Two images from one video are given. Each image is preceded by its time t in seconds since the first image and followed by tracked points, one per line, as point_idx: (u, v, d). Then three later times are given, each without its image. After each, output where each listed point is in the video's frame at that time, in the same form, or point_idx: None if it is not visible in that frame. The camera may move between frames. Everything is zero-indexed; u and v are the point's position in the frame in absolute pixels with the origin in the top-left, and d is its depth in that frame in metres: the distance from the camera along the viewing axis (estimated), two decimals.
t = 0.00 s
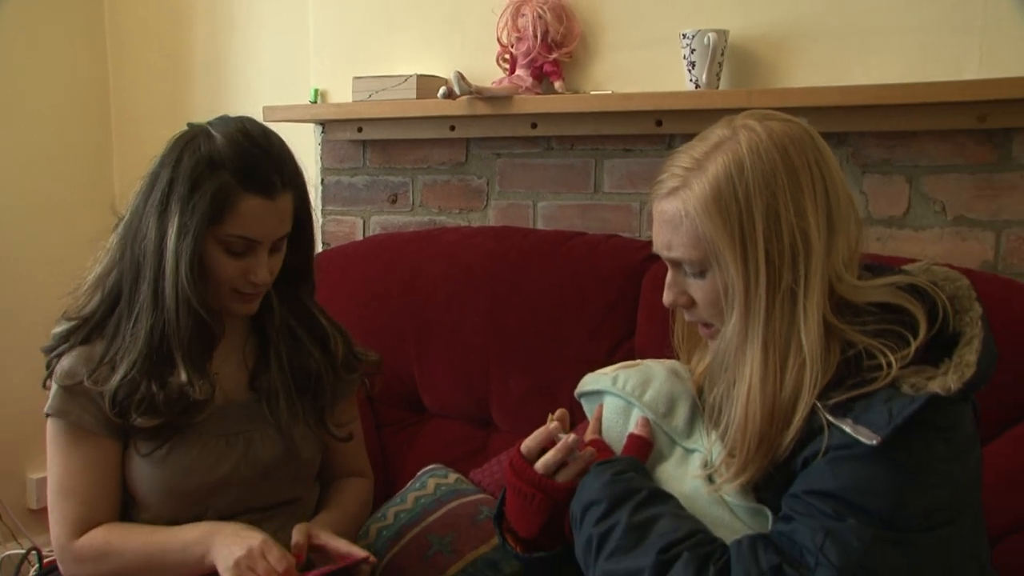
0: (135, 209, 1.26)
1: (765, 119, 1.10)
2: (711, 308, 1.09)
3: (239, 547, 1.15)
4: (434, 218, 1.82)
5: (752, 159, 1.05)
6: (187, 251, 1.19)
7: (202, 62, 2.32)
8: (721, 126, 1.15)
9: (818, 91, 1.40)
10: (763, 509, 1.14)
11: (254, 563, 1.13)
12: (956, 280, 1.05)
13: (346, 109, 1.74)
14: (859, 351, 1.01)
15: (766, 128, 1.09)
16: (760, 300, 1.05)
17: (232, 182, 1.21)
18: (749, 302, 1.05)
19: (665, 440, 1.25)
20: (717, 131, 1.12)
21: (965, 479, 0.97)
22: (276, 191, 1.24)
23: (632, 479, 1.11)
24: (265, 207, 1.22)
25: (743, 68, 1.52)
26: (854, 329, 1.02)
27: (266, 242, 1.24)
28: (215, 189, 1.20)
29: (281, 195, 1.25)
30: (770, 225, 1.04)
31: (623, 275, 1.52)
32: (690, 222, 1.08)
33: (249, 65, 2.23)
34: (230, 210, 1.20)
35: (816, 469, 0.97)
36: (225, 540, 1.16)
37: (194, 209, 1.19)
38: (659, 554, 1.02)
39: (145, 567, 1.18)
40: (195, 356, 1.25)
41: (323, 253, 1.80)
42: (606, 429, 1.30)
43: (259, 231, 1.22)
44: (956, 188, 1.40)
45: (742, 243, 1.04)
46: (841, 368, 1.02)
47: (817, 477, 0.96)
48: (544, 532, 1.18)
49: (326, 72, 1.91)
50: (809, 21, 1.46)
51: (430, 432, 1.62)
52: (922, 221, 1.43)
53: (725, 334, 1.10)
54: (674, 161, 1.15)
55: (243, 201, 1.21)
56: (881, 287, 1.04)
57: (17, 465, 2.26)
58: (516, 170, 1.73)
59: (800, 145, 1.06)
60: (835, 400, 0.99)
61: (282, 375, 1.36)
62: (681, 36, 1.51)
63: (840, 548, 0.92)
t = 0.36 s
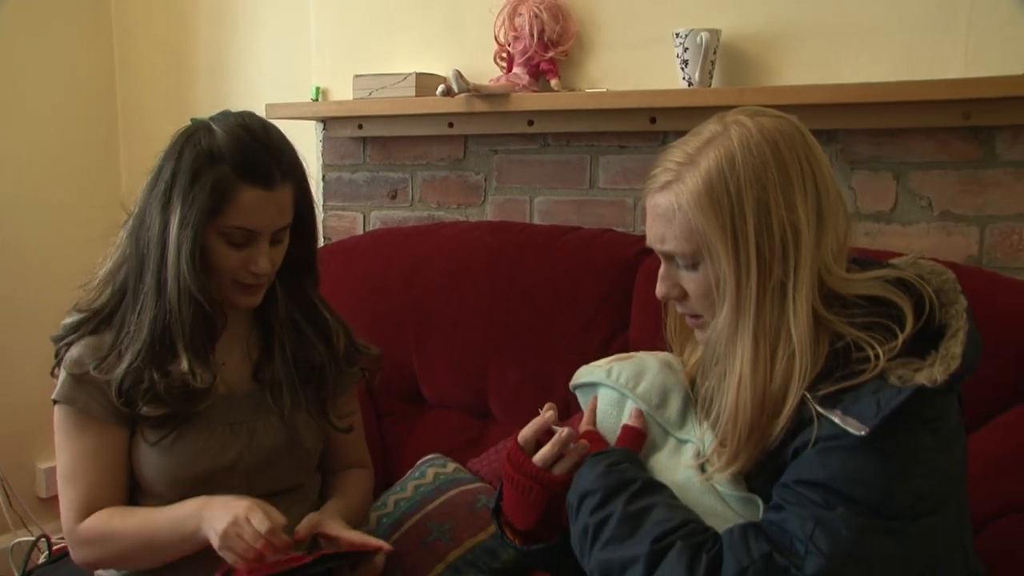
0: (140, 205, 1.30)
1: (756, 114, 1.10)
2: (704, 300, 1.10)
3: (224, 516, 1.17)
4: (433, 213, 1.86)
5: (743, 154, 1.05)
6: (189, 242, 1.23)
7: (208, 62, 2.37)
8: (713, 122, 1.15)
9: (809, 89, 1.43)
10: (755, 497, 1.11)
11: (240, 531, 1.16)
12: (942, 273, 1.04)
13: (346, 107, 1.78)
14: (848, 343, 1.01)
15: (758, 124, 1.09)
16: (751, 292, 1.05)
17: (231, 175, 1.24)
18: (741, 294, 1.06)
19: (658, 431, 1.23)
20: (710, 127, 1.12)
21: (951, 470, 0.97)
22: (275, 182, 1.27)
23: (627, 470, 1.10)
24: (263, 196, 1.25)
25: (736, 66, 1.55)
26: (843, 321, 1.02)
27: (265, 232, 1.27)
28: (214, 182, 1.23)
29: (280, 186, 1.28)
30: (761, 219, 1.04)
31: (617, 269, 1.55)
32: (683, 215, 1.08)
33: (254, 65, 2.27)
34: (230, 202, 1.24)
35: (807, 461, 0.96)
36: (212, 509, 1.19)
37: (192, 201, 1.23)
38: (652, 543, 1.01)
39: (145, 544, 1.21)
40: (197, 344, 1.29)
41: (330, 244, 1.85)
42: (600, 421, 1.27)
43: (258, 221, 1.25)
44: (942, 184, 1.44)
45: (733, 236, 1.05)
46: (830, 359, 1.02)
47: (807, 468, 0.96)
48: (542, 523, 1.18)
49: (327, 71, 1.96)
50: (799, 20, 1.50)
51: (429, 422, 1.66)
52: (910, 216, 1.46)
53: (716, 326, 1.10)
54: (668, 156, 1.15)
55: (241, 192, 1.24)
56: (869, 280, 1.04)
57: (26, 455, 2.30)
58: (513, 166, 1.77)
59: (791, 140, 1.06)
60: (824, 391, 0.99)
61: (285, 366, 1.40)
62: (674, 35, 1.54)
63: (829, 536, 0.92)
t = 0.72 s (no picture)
0: (145, 202, 1.31)
1: (747, 113, 1.11)
2: (696, 295, 1.10)
3: (250, 426, 1.10)
4: (431, 209, 1.92)
5: (735, 151, 1.06)
6: (203, 213, 1.23)
7: (210, 59, 2.41)
8: (703, 121, 1.16)
9: (798, 88, 1.47)
10: (745, 488, 1.11)
11: (274, 441, 1.09)
12: (926, 267, 1.05)
13: (345, 105, 1.83)
14: (835, 336, 1.02)
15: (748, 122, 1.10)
16: (743, 286, 1.06)
17: (233, 140, 1.26)
18: (733, 288, 1.06)
19: (650, 423, 1.24)
20: (701, 125, 1.13)
21: (935, 463, 0.98)
22: (274, 141, 1.30)
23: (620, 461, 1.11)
24: (268, 154, 1.28)
25: (726, 66, 1.59)
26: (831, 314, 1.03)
27: (275, 189, 1.28)
28: (219, 148, 1.25)
29: (279, 145, 1.31)
30: (752, 214, 1.05)
31: (611, 264, 1.58)
32: (676, 212, 1.09)
33: (254, 63, 2.31)
34: (236, 163, 1.25)
35: (797, 453, 0.97)
36: (232, 429, 1.11)
37: (202, 169, 1.24)
38: (645, 533, 1.01)
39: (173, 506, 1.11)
40: (212, 311, 1.26)
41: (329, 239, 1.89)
42: (593, 414, 1.28)
43: (267, 177, 1.27)
44: (925, 181, 1.49)
45: (725, 231, 1.06)
46: (818, 352, 1.03)
47: (797, 460, 0.97)
48: (538, 514, 1.20)
49: (329, 71, 2.03)
50: (787, 21, 1.54)
51: (428, 414, 1.70)
52: (896, 212, 1.52)
53: (709, 320, 1.11)
54: (660, 154, 1.16)
55: (246, 151, 1.26)
56: (855, 275, 1.05)
57: (34, 447, 2.35)
58: (509, 164, 1.81)
59: (781, 138, 1.08)
60: (812, 383, 1.00)
61: (295, 356, 1.39)
62: (666, 35, 1.57)
63: (818, 525, 0.92)
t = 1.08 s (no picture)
0: (127, 188, 1.20)
1: (735, 109, 1.12)
2: (684, 289, 1.10)
3: (399, 382, 0.94)
4: (423, 205, 1.94)
5: (723, 147, 1.07)
6: (210, 196, 1.17)
7: (202, 55, 2.42)
8: (693, 117, 1.17)
9: (785, 85, 1.48)
10: (731, 480, 1.10)
11: (427, 397, 0.93)
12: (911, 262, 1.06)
13: (338, 102, 1.86)
14: (821, 330, 1.03)
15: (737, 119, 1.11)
16: (730, 281, 1.06)
17: (232, 125, 1.21)
18: (720, 282, 1.07)
19: (638, 416, 1.21)
20: (690, 121, 1.13)
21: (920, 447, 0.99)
22: (264, 126, 1.26)
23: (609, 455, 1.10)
24: (263, 140, 1.24)
25: (714, 63, 1.61)
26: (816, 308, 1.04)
27: (269, 176, 1.24)
28: (221, 133, 1.19)
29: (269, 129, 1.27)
30: (740, 210, 1.06)
31: (601, 260, 1.59)
32: (664, 207, 1.09)
33: (247, 59, 2.33)
34: (237, 148, 1.20)
35: (782, 445, 0.97)
36: (375, 383, 0.96)
37: (206, 149, 1.18)
38: (634, 526, 1.01)
39: (267, 457, 0.99)
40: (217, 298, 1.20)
41: (314, 240, 1.90)
42: (581, 409, 1.26)
43: (264, 163, 1.22)
44: (911, 178, 1.52)
45: (714, 226, 1.06)
46: (805, 346, 1.03)
47: (783, 451, 0.96)
48: (529, 508, 1.20)
49: (322, 68, 2.04)
50: (772, 18, 1.56)
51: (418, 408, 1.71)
52: (882, 208, 1.55)
53: (697, 315, 1.11)
54: (650, 149, 1.16)
55: (245, 137, 1.22)
56: (840, 270, 1.06)
57: (28, 443, 2.36)
58: (500, 160, 1.83)
59: (769, 134, 1.08)
60: (798, 376, 1.01)
61: (283, 343, 1.32)
62: (655, 32, 1.59)
63: (804, 516, 0.91)
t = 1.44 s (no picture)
0: (112, 186, 1.19)
1: (722, 105, 1.12)
2: (666, 283, 1.10)
3: (382, 412, 0.95)
4: (407, 201, 1.95)
5: (708, 141, 1.07)
6: (194, 202, 1.15)
7: (184, 50, 2.42)
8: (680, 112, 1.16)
9: (769, 81, 1.49)
10: (715, 475, 1.10)
11: (408, 430, 0.94)
12: (894, 258, 1.06)
13: (322, 98, 1.86)
14: (804, 326, 1.01)
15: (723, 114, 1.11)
16: (713, 275, 1.06)
17: (221, 131, 1.19)
18: (703, 276, 1.06)
19: (622, 412, 1.21)
20: (676, 116, 1.13)
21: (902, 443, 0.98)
22: (256, 132, 1.24)
23: (593, 451, 1.09)
24: (253, 147, 1.22)
25: (700, 59, 1.63)
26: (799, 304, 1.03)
27: (257, 183, 1.23)
28: (209, 139, 1.17)
29: (261, 137, 1.25)
30: (724, 204, 1.06)
31: (586, 256, 1.59)
32: (648, 200, 1.09)
33: (232, 56, 2.34)
34: (225, 154, 1.18)
35: (765, 440, 0.96)
36: (359, 409, 0.96)
37: (195, 154, 1.16)
38: (618, 521, 1.00)
39: (244, 466, 0.99)
40: (199, 304, 1.20)
41: (299, 236, 1.89)
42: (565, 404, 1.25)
43: (253, 171, 1.21)
44: (894, 173, 1.54)
45: (697, 219, 1.06)
46: (787, 341, 1.02)
47: (766, 447, 0.95)
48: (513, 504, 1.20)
49: (305, 63, 2.04)
50: (755, 15, 1.58)
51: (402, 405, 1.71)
52: (865, 204, 1.57)
53: (678, 309, 1.10)
54: (637, 142, 1.16)
55: (234, 143, 1.20)
56: (824, 265, 1.05)
57: (10, 441, 2.35)
58: (484, 156, 1.85)
59: (754, 130, 1.08)
60: (782, 372, 0.99)
61: (262, 345, 1.31)
62: (639, 28, 1.60)
63: (788, 511, 0.91)
